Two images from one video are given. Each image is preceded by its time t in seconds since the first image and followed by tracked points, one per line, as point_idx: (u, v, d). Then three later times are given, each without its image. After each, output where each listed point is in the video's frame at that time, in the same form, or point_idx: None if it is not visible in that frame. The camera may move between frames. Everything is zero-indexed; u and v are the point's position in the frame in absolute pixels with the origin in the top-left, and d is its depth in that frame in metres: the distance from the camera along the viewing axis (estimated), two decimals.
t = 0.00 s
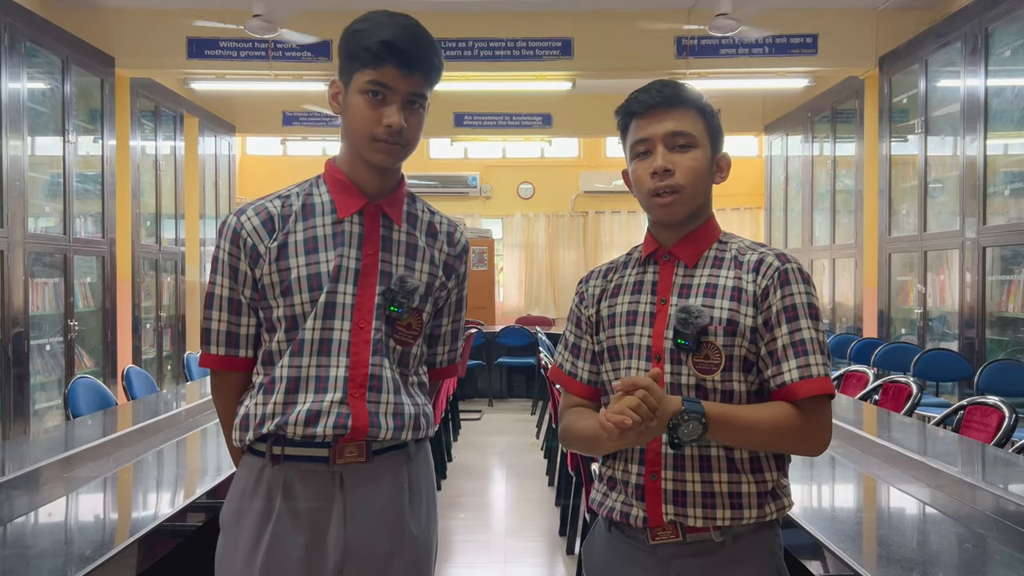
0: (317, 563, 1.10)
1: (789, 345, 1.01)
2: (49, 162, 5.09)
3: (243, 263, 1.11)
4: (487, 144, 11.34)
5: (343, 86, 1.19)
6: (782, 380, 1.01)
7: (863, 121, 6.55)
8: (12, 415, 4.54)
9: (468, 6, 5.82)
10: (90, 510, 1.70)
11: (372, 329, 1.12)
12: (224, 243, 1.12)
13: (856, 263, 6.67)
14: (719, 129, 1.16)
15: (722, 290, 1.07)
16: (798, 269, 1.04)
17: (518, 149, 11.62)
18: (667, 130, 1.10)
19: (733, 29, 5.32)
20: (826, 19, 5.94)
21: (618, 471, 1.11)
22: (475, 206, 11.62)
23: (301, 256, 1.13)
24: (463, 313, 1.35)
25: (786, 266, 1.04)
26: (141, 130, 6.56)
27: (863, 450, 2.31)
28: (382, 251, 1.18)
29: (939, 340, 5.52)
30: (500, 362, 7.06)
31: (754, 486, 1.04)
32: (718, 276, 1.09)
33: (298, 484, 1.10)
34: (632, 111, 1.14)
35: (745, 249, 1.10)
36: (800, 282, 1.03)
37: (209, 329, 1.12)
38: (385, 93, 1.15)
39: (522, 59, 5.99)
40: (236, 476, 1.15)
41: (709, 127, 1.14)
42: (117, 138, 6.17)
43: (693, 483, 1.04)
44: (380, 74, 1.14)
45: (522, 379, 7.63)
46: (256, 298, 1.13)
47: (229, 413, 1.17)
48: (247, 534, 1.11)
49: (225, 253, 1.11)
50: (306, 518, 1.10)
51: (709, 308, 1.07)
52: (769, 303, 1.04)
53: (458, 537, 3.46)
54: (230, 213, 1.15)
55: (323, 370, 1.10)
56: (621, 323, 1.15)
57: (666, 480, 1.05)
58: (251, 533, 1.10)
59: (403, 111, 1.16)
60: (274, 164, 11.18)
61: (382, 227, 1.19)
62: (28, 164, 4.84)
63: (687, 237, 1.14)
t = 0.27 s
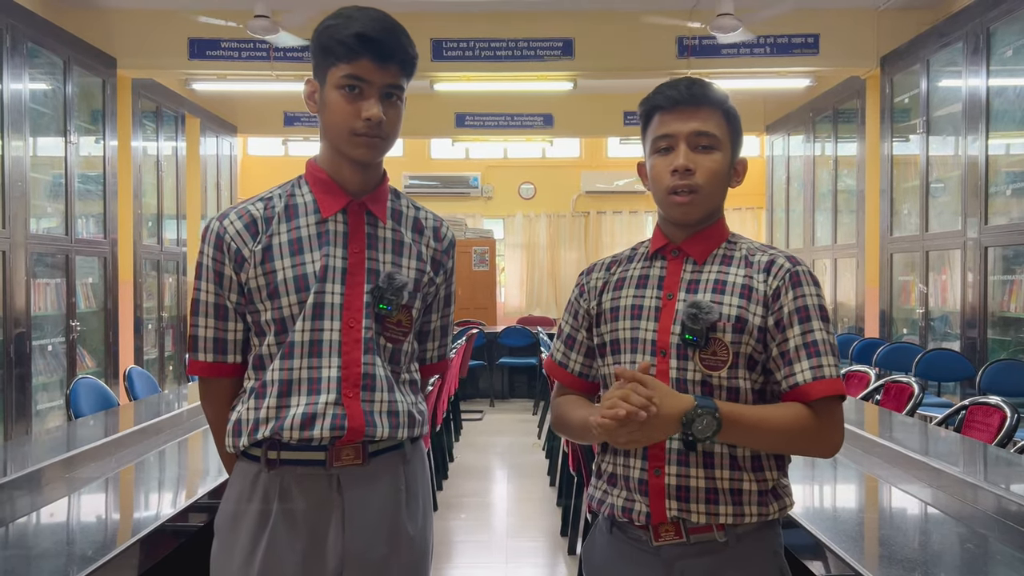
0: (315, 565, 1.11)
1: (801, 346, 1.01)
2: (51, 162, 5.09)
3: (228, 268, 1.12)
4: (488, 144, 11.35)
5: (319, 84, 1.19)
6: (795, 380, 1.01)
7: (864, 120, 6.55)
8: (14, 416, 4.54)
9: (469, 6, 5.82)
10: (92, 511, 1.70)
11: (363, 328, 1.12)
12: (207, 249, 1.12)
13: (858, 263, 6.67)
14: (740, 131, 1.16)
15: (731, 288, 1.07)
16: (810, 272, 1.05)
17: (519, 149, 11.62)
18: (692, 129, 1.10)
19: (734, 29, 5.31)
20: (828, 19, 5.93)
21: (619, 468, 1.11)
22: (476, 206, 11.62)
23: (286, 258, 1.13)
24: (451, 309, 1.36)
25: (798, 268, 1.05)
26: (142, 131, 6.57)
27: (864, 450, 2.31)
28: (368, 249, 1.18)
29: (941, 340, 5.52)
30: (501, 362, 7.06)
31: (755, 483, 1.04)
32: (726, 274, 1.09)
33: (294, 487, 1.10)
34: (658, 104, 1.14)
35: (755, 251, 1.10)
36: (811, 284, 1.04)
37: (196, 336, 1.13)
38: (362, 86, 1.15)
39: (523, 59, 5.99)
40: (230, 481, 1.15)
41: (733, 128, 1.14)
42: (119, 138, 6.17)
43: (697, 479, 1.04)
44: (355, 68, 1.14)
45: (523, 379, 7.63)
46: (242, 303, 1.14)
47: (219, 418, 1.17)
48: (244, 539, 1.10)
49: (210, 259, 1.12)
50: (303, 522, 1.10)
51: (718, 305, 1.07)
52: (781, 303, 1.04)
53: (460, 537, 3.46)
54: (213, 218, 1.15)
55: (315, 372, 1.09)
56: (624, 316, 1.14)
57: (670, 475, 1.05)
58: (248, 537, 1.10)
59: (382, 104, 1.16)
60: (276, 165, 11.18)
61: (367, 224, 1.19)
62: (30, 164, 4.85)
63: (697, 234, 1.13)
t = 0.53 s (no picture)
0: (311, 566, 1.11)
1: (828, 346, 1.01)
2: (54, 163, 5.10)
3: (220, 269, 1.12)
4: (490, 144, 11.35)
5: (308, 84, 1.20)
6: (825, 380, 1.01)
7: (867, 120, 6.54)
8: (17, 416, 4.55)
9: (471, 7, 5.82)
10: (95, 511, 1.70)
11: (356, 328, 1.13)
12: (198, 250, 1.12)
13: (861, 263, 6.66)
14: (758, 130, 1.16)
15: (748, 287, 1.07)
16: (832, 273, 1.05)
17: (521, 149, 11.62)
18: (713, 128, 1.10)
19: (736, 29, 5.31)
20: (830, 19, 5.93)
21: (628, 466, 1.11)
22: (478, 206, 11.62)
23: (278, 258, 1.13)
24: (445, 308, 1.36)
25: (819, 269, 1.05)
26: (145, 131, 6.58)
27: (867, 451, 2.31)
28: (360, 249, 1.18)
29: (944, 340, 5.51)
30: (504, 363, 7.06)
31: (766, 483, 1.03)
32: (742, 273, 1.09)
33: (289, 489, 1.10)
34: (679, 102, 1.14)
35: (773, 251, 1.10)
36: (834, 285, 1.04)
37: (188, 337, 1.12)
38: (352, 84, 1.16)
39: (525, 59, 6.00)
40: (224, 485, 1.15)
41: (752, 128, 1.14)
42: (122, 139, 6.18)
43: (708, 478, 1.04)
44: (344, 66, 1.15)
45: (525, 379, 7.64)
46: (234, 304, 1.14)
47: (212, 420, 1.18)
48: (240, 541, 1.10)
49: (201, 260, 1.11)
50: (298, 523, 1.10)
51: (735, 304, 1.07)
52: (805, 304, 1.03)
53: (462, 538, 3.47)
54: (204, 218, 1.15)
55: (309, 372, 1.09)
56: (636, 312, 1.14)
57: (681, 473, 1.05)
58: (243, 540, 1.10)
59: (372, 101, 1.17)
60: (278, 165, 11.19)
61: (359, 223, 1.20)
62: (33, 165, 4.85)
63: (713, 233, 1.13)
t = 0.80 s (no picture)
0: (310, 567, 1.11)
1: (843, 353, 1.01)
2: (58, 164, 5.11)
3: (218, 268, 1.12)
4: (493, 145, 11.35)
5: (307, 83, 1.20)
6: (839, 387, 1.01)
7: (870, 120, 6.53)
8: (22, 416, 4.56)
9: (474, 7, 5.82)
10: (99, 511, 1.71)
11: (355, 328, 1.13)
12: (197, 250, 1.12)
13: (865, 263, 6.65)
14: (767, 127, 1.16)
15: (760, 290, 1.07)
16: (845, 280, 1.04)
17: (524, 149, 11.62)
18: (721, 127, 1.10)
19: (739, 29, 5.31)
20: (833, 18, 5.93)
21: (637, 467, 1.12)
22: (481, 206, 11.62)
23: (276, 257, 1.13)
24: (444, 308, 1.37)
25: (833, 275, 1.04)
26: (149, 132, 6.59)
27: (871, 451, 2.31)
28: (359, 248, 1.18)
29: (948, 340, 5.50)
30: (507, 363, 7.06)
31: (778, 486, 1.02)
32: (754, 276, 1.08)
33: (287, 489, 1.10)
34: (686, 102, 1.14)
35: (786, 254, 1.09)
36: (846, 291, 1.03)
37: (186, 337, 1.13)
38: (350, 83, 1.16)
39: (528, 59, 6.00)
40: (223, 485, 1.15)
41: (760, 127, 1.14)
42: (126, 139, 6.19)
43: (717, 480, 1.04)
44: (342, 65, 1.15)
45: (528, 379, 7.64)
46: (232, 304, 1.14)
47: (211, 421, 1.18)
48: (238, 543, 1.10)
49: (200, 260, 1.12)
50: (297, 523, 1.11)
51: (745, 306, 1.06)
52: (818, 309, 1.03)
53: (465, 538, 3.47)
54: (203, 218, 1.15)
55: (308, 372, 1.09)
56: (647, 314, 1.15)
57: (692, 475, 1.05)
58: (241, 542, 1.10)
59: (371, 100, 1.17)
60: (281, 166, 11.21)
61: (358, 223, 1.20)
62: (38, 166, 4.86)
63: (726, 235, 1.13)
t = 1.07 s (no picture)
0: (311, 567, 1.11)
1: (848, 352, 1.00)
2: (60, 164, 5.11)
3: (219, 268, 1.12)
4: (495, 145, 11.35)
5: (307, 83, 1.20)
6: (843, 387, 1.01)
7: (873, 120, 6.53)
8: (24, 415, 4.56)
9: (476, 7, 5.82)
10: (101, 511, 1.71)
11: (356, 328, 1.13)
12: (198, 249, 1.12)
13: (867, 262, 6.65)
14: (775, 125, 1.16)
15: (767, 289, 1.06)
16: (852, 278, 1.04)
17: (526, 149, 11.62)
18: (726, 127, 1.10)
19: (741, 28, 5.30)
20: (835, 18, 5.93)
21: (647, 467, 1.12)
22: (483, 206, 11.63)
23: (278, 257, 1.13)
24: (446, 307, 1.37)
25: (840, 274, 1.03)
26: (151, 132, 6.60)
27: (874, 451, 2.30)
28: (360, 248, 1.18)
29: (950, 340, 5.50)
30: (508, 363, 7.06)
31: (786, 486, 1.02)
32: (761, 275, 1.08)
33: (288, 490, 1.10)
34: (691, 102, 1.14)
35: (793, 253, 1.09)
36: (853, 290, 1.02)
37: (188, 337, 1.13)
38: (349, 81, 1.16)
39: (530, 59, 6.00)
40: (224, 485, 1.15)
41: (766, 126, 1.13)
42: (128, 139, 6.20)
43: (725, 480, 1.04)
44: (342, 63, 1.15)
45: (530, 379, 7.64)
46: (234, 303, 1.14)
47: (212, 420, 1.18)
48: (239, 544, 1.10)
49: (201, 259, 1.12)
50: (298, 523, 1.11)
51: (751, 306, 1.06)
52: (824, 308, 1.02)
53: (467, 538, 3.47)
54: (204, 218, 1.15)
55: (309, 372, 1.09)
56: (654, 314, 1.15)
57: (699, 476, 1.05)
58: (242, 542, 1.10)
59: (370, 98, 1.17)
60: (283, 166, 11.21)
61: (360, 223, 1.20)
62: (40, 166, 4.87)
63: (732, 234, 1.13)
